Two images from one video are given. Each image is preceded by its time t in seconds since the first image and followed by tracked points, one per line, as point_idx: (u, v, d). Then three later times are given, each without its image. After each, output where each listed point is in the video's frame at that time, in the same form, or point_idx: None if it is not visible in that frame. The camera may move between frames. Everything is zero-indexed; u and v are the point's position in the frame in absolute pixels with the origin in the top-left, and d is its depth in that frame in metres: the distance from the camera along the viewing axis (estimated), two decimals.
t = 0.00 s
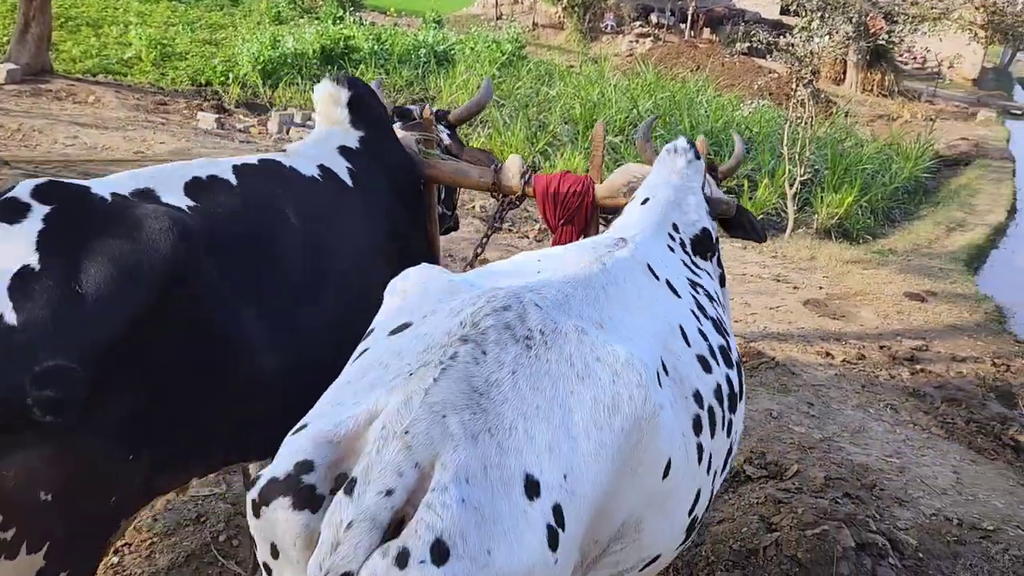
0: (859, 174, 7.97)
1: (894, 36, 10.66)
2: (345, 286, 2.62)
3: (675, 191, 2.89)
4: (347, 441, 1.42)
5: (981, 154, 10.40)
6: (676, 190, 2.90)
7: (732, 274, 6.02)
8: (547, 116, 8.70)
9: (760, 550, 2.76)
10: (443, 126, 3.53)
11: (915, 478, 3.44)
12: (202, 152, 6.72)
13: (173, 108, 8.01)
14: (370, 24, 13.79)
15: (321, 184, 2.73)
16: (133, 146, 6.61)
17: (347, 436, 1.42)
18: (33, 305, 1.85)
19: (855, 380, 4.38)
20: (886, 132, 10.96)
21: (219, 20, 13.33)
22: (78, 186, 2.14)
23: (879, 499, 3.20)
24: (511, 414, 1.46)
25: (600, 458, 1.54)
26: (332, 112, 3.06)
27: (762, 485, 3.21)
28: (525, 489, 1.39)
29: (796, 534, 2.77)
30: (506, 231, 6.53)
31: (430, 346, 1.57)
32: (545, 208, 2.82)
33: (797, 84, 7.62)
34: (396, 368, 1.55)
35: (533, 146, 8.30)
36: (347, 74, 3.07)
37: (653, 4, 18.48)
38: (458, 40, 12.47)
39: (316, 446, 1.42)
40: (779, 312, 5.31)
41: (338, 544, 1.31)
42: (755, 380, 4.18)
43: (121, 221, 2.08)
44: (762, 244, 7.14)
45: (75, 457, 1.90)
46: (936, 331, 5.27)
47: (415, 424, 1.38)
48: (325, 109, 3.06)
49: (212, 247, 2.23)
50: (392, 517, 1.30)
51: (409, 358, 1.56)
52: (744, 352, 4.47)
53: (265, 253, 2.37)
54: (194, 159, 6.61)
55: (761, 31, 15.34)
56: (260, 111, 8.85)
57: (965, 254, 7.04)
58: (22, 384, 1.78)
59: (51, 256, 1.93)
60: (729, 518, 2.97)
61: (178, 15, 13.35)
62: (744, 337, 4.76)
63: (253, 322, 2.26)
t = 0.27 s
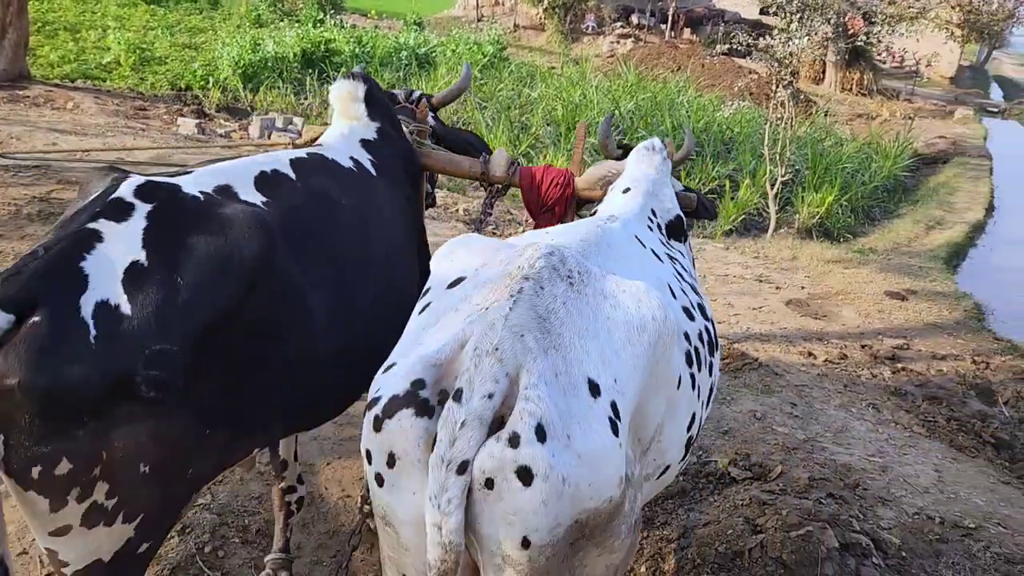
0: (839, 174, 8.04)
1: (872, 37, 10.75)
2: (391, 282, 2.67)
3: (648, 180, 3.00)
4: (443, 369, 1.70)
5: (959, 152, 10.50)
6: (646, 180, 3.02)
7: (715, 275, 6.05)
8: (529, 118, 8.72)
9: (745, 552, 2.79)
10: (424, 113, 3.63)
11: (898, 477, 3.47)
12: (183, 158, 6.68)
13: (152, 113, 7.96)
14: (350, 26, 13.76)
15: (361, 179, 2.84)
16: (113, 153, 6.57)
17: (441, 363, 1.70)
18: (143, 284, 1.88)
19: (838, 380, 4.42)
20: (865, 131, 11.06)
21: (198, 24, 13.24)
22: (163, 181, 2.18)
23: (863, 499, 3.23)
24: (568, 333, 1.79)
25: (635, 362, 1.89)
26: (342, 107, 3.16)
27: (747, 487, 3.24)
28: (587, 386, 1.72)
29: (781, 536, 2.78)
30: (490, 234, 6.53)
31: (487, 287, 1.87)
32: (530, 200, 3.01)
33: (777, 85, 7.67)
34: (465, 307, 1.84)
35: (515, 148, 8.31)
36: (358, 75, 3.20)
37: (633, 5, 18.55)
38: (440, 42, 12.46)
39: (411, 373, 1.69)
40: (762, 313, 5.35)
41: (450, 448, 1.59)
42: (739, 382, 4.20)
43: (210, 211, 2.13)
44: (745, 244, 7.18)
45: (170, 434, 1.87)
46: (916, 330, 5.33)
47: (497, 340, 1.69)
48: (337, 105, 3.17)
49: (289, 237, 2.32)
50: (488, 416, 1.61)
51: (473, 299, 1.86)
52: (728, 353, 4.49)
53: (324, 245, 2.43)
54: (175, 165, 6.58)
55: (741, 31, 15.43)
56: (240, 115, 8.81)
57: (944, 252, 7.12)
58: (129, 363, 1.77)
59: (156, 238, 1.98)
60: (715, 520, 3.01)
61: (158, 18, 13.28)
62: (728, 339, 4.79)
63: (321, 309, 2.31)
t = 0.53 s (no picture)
0: (830, 179, 8.08)
1: (862, 42, 10.81)
2: (399, 282, 2.77)
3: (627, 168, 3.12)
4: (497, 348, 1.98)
5: (949, 156, 10.55)
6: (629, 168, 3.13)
7: (708, 281, 6.07)
8: (521, 125, 8.73)
9: (740, 560, 2.80)
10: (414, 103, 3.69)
11: (891, 483, 3.49)
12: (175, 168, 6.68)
13: (144, 123, 7.94)
14: (342, 34, 13.77)
15: (365, 177, 2.92)
16: (105, 164, 6.57)
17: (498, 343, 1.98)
18: (200, 281, 2.11)
19: (830, 386, 4.43)
20: (856, 136, 11.11)
21: (190, 32, 13.24)
22: (215, 189, 2.38)
23: (856, 505, 3.24)
24: (599, 305, 2.08)
25: (657, 326, 2.24)
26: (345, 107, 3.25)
27: (741, 495, 3.25)
28: (626, 353, 2.05)
29: (775, 544, 2.80)
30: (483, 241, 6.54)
31: (522, 272, 2.15)
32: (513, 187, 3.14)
33: (768, 91, 7.71)
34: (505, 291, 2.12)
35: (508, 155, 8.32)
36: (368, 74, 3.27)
37: (624, 11, 18.61)
38: (431, 50, 12.48)
39: (479, 355, 1.98)
40: (754, 319, 5.36)
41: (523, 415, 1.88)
42: (732, 389, 4.21)
43: (258, 217, 2.35)
44: (737, 250, 7.21)
45: (220, 421, 2.09)
46: (908, 335, 5.35)
47: (548, 319, 1.98)
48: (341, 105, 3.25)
49: (322, 241, 2.48)
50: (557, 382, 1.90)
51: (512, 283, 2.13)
52: (721, 360, 4.50)
53: (360, 245, 2.63)
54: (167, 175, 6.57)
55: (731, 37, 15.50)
56: (232, 124, 8.80)
57: (935, 257, 7.16)
58: (188, 354, 2.01)
59: (213, 242, 2.21)
60: (709, 529, 3.02)
61: (149, 27, 13.27)
62: (720, 345, 4.80)
63: (343, 303, 2.47)
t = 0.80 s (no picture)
0: (828, 192, 8.11)
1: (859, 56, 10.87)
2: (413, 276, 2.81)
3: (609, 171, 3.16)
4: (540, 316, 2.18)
5: (947, 168, 10.59)
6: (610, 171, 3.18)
7: (707, 295, 6.09)
8: (520, 139, 8.77)
9: None
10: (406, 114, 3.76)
11: (892, 498, 3.48)
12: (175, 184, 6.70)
13: (145, 139, 7.98)
14: (342, 49, 13.86)
15: (372, 181, 2.96)
16: (106, 180, 6.59)
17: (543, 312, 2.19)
18: (259, 262, 2.15)
19: (830, 399, 4.43)
20: (853, 148, 11.15)
21: (190, 48, 13.31)
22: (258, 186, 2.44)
23: (857, 520, 3.24)
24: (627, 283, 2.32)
25: (674, 303, 2.48)
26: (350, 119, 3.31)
27: (742, 510, 3.25)
28: (656, 322, 2.27)
29: (776, 560, 2.80)
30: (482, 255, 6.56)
31: (558, 258, 2.38)
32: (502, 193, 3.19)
33: (766, 105, 7.76)
34: (543, 274, 2.34)
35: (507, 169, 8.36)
36: (373, 91, 3.37)
37: (622, 25, 18.72)
38: (431, 65, 12.55)
39: (528, 323, 2.17)
40: (754, 332, 5.37)
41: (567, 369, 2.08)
42: (732, 403, 4.21)
43: (300, 209, 2.42)
44: (736, 263, 7.23)
45: (286, 392, 2.06)
46: (907, 348, 5.35)
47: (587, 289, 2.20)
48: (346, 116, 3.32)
49: (356, 234, 2.54)
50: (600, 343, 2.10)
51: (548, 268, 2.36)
52: (721, 375, 4.50)
53: (385, 243, 2.68)
54: (167, 191, 6.60)
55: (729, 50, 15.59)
56: (233, 140, 8.84)
57: (934, 269, 7.17)
58: (258, 331, 2.02)
59: (267, 227, 2.26)
60: (710, 545, 3.02)
61: (150, 43, 13.36)
62: (720, 359, 4.80)
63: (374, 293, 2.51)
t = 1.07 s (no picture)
0: (832, 207, 8.12)
1: (861, 71, 10.92)
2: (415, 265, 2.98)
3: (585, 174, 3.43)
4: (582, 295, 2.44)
5: (951, 183, 10.60)
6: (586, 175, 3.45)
7: (711, 310, 6.09)
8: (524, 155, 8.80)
9: None
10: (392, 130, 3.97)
11: (898, 515, 3.46)
12: (181, 202, 6.75)
13: (151, 156, 8.04)
14: (347, 67, 13.96)
15: (371, 181, 3.15)
16: (112, 197, 6.63)
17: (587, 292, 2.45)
18: (309, 253, 2.29)
19: (836, 416, 4.42)
20: (857, 163, 11.17)
21: (196, 66, 13.41)
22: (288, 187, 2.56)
23: (863, 537, 3.22)
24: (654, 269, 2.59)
25: (689, 289, 2.75)
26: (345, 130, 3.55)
27: (747, 528, 3.24)
28: (679, 305, 2.53)
29: None
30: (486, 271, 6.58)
31: (596, 246, 2.64)
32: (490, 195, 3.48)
33: (768, 121, 7.78)
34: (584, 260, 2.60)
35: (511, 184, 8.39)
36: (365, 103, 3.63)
37: (626, 41, 18.82)
38: (435, 81, 12.63)
39: (572, 302, 2.44)
40: (759, 348, 5.37)
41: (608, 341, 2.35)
42: (738, 420, 4.20)
43: (334, 204, 2.57)
44: (740, 279, 7.22)
45: (348, 365, 2.24)
46: (913, 364, 5.34)
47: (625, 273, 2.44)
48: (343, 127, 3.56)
49: (379, 227, 2.69)
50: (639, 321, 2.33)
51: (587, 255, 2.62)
52: (726, 391, 4.49)
53: (399, 237, 2.84)
54: (173, 209, 6.64)
55: (732, 66, 15.66)
56: (239, 157, 8.90)
57: (939, 284, 7.16)
58: (324, 313, 2.18)
59: (314, 222, 2.41)
60: (716, 562, 3.02)
61: (157, 61, 13.47)
62: (725, 375, 4.80)
63: (392, 281, 2.68)
